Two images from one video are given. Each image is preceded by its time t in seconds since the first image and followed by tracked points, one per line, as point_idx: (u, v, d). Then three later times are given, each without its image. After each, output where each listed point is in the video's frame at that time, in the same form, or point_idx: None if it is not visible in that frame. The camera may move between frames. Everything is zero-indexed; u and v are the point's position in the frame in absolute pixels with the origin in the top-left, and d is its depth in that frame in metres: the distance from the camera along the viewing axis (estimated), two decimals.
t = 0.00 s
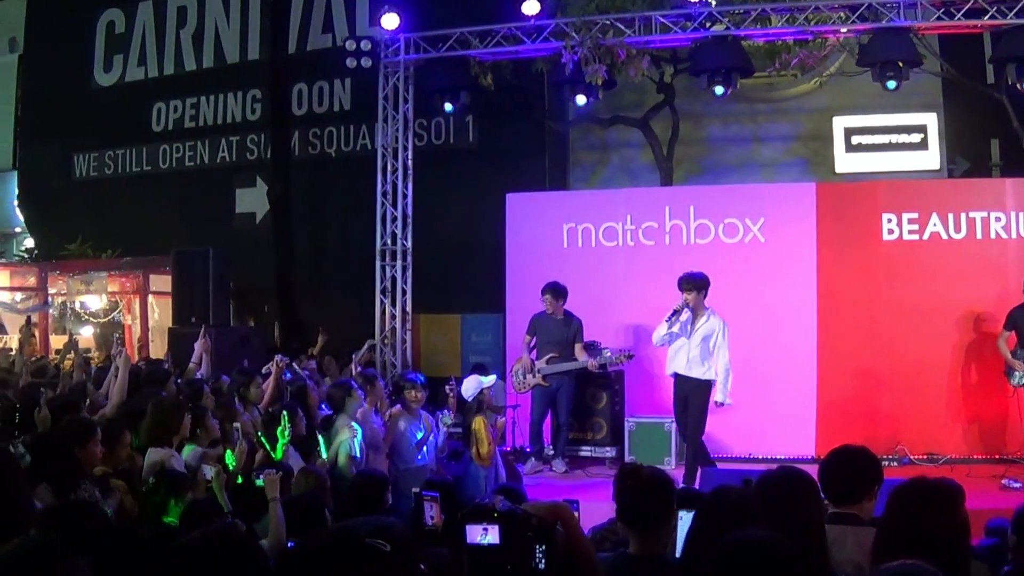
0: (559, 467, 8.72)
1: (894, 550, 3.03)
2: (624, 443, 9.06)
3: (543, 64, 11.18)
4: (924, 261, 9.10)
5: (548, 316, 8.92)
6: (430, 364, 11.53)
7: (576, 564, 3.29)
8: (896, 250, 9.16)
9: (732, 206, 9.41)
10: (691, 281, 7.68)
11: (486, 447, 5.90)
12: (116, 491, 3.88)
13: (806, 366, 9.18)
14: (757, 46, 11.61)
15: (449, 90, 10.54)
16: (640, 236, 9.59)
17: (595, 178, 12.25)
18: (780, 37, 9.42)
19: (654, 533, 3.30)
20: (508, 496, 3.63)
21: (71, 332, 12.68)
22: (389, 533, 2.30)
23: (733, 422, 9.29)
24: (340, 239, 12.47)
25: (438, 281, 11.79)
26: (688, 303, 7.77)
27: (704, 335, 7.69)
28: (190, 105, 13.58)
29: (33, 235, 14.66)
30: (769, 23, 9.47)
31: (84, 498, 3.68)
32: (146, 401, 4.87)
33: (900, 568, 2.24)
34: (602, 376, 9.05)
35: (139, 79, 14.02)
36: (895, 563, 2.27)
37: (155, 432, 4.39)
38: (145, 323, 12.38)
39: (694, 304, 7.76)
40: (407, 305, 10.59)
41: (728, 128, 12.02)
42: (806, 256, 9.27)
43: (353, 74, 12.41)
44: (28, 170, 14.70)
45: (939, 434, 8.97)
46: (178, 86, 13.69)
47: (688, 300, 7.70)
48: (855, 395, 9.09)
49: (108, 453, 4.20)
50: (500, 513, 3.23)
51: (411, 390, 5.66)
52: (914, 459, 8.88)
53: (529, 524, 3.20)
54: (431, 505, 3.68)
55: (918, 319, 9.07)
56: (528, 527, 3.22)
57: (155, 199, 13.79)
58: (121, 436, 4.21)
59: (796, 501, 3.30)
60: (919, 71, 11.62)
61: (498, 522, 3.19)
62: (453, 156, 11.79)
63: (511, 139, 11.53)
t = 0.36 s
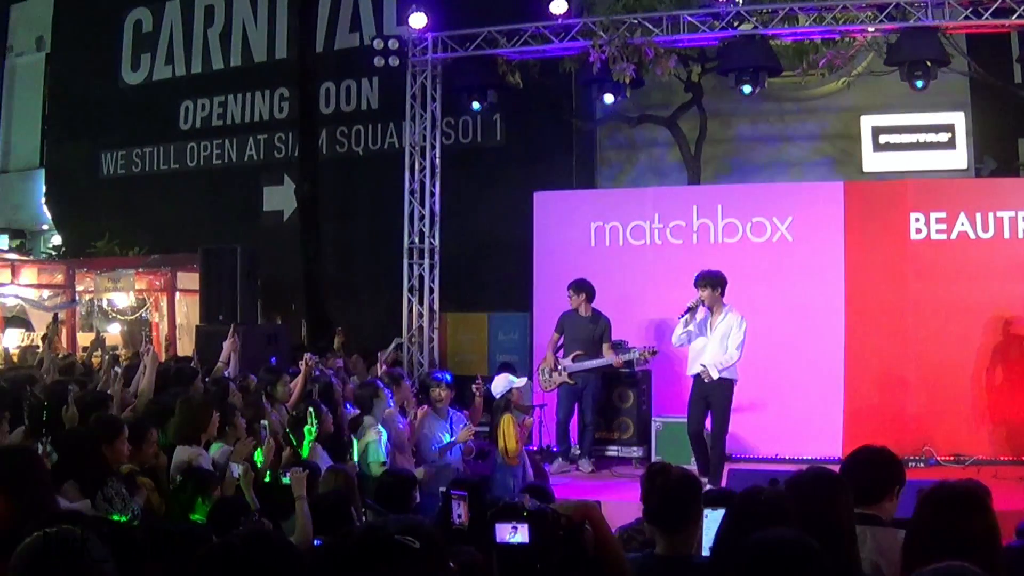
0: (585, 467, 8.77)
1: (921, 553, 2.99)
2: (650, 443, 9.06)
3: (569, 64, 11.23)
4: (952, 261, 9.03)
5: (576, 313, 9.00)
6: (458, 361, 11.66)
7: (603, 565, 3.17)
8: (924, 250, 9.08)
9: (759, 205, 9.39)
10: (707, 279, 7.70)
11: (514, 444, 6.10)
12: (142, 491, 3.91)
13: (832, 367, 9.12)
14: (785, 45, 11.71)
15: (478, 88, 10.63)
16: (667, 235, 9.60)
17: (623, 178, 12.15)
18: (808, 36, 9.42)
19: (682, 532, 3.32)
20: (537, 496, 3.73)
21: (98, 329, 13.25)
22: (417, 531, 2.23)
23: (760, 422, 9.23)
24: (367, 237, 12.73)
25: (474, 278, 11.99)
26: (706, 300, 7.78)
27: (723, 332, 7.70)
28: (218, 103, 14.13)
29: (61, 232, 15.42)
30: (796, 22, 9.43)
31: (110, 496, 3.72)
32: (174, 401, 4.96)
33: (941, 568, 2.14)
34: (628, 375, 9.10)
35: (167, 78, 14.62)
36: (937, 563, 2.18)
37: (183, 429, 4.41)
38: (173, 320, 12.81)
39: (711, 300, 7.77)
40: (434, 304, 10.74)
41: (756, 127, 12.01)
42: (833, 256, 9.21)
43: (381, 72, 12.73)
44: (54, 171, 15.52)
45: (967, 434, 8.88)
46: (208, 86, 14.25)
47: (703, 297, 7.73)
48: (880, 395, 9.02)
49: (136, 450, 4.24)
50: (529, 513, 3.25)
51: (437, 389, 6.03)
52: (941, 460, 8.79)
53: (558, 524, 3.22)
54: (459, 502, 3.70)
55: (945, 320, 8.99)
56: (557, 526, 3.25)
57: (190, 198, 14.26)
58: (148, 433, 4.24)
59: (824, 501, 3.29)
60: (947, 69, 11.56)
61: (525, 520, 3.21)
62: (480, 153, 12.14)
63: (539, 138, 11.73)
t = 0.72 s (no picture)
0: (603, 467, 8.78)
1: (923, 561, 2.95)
2: (669, 445, 9.02)
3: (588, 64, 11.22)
4: (971, 261, 9.02)
5: (596, 314, 9.11)
6: (477, 361, 11.58)
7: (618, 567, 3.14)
8: (943, 250, 9.08)
9: (778, 205, 9.39)
10: (713, 280, 7.75)
11: (531, 450, 6.21)
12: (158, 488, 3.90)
13: (851, 368, 9.11)
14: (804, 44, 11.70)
15: (496, 88, 10.60)
16: (687, 235, 9.62)
17: (640, 179, 11.99)
18: (827, 36, 9.44)
19: (696, 533, 3.27)
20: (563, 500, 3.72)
21: (118, 328, 13.21)
22: (435, 531, 2.25)
23: (778, 422, 9.23)
24: (388, 238, 12.79)
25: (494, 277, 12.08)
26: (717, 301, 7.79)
27: (737, 332, 7.67)
28: (237, 103, 14.21)
29: (79, 231, 15.47)
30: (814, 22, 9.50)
31: (128, 494, 3.70)
32: (195, 396, 5.02)
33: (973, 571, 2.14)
34: (647, 375, 9.05)
35: (185, 78, 14.71)
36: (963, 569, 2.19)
37: (202, 428, 4.45)
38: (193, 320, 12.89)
39: (723, 301, 7.78)
40: (454, 304, 10.85)
41: (775, 128, 12.01)
42: (852, 256, 9.20)
43: (399, 73, 12.82)
44: (73, 171, 15.61)
45: (985, 435, 8.84)
46: (225, 87, 14.34)
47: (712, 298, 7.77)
48: (898, 395, 9.01)
49: (155, 448, 4.24)
50: (550, 513, 3.18)
51: (454, 390, 5.97)
52: (960, 461, 8.76)
53: (578, 525, 3.16)
54: (477, 502, 3.72)
55: (964, 320, 8.98)
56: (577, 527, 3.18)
57: (206, 198, 14.31)
58: (168, 432, 4.23)
59: (845, 500, 3.28)
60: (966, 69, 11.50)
61: (544, 521, 3.14)
62: (500, 152, 12.21)
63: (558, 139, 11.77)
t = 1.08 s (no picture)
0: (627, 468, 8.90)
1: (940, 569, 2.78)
2: (693, 446, 9.08)
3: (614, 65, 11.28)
4: (996, 264, 8.96)
5: (620, 314, 9.17)
6: (501, 362, 11.59)
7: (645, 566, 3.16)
8: (969, 253, 9.03)
9: (805, 206, 9.38)
10: (733, 282, 7.79)
11: (554, 450, 6.38)
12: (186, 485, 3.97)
13: (876, 370, 9.11)
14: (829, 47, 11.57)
15: (519, 89, 10.63)
16: (712, 237, 9.63)
17: (667, 179, 12.11)
18: (853, 37, 9.46)
19: (721, 534, 3.11)
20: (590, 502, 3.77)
21: (143, 328, 13.35)
22: (462, 531, 2.21)
23: (804, 424, 9.23)
24: (412, 238, 12.84)
25: (520, 278, 12.12)
26: (735, 306, 7.84)
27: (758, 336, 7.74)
28: (262, 104, 14.22)
29: (106, 231, 15.61)
30: (841, 23, 9.48)
31: (154, 494, 3.73)
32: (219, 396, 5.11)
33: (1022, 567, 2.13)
34: (673, 377, 9.06)
35: (212, 78, 14.71)
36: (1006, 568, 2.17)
37: (229, 428, 4.54)
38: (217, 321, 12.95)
39: (742, 304, 7.83)
40: (479, 305, 10.92)
41: (801, 129, 12.06)
42: (879, 258, 9.19)
43: (425, 73, 12.84)
44: (101, 171, 15.66)
45: (1010, 437, 8.81)
46: (250, 87, 14.36)
47: (732, 300, 7.79)
48: (923, 397, 9.00)
49: (183, 448, 4.32)
50: (573, 514, 3.09)
51: (483, 394, 6.28)
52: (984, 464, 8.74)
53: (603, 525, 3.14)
54: (503, 505, 3.77)
55: (989, 323, 8.94)
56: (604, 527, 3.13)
57: (230, 198, 14.42)
58: (193, 432, 4.32)
59: (871, 503, 3.25)
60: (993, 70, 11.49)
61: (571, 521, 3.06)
62: (523, 153, 12.17)
63: (583, 139, 11.82)
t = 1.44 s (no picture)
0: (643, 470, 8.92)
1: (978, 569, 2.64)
2: (709, 447, 9.05)
3: (629, 67, 11.29)
4: (1012, 266, 8.96)
5: (636, 316, 9.19)
6: (517, 365, 11.65)
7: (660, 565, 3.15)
8: (984, 254, 9.03)
9: (821, 209, 9.37)
10: (748, 282, 7.82)
11: (566, 449, 6.32)
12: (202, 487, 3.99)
13: (892, 372, 9.10)
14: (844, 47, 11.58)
15: (535, 91, 10.68)
16: (728, 239, 9.62)
17: (683, 180, 12.31)
18: (868, 38, 9.50)
19: (736, 536, 3.07)
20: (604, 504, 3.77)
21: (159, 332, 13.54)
22: (476, 534, 2.28)
23: (820, 427, 9.22)
24: (427, 241, 12.85)
25: (536, 281, 12.12)
26: (751, 306, 7.85)
27: (774, 336, 7.75)
28: (277, 108, 14.24)
29: (123, 235, 15.64)
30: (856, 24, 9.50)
31: (171, 496, 3.65)
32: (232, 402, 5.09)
33: None
34: (687, 379, 9.09)
35: (228, 80, 14.75)
36: None
37: (243, 431, 4.54)
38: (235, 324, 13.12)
39: (757, 305, 7.86)
40: (495, 308, 10.92)
41: (816, 131, 12.08)
42: (895, 260, 9.18)
43: (440, 76, 12.86)
44: (118, 175, 15.70)
45: None
46: (263, 91, 14.39)
47: (748, 302, 7.82)
48: (938, 399, 9.00)
49: (200, 451, 4.37)
50: (588, 517, 3.01)
51: (496, 396, 6.41)
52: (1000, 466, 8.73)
53: (617, 527, 3.08)
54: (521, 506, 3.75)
55: (1005, 325, 8.93)
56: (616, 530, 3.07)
57: (244, 201, 14.45)
58: (208, 436, 4.37)
59: (888, 504, 3.18)
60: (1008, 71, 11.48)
61: (587, 524, 2.98)
62: (538, 156, 12.17)
63: (599, 141, 11.82)
